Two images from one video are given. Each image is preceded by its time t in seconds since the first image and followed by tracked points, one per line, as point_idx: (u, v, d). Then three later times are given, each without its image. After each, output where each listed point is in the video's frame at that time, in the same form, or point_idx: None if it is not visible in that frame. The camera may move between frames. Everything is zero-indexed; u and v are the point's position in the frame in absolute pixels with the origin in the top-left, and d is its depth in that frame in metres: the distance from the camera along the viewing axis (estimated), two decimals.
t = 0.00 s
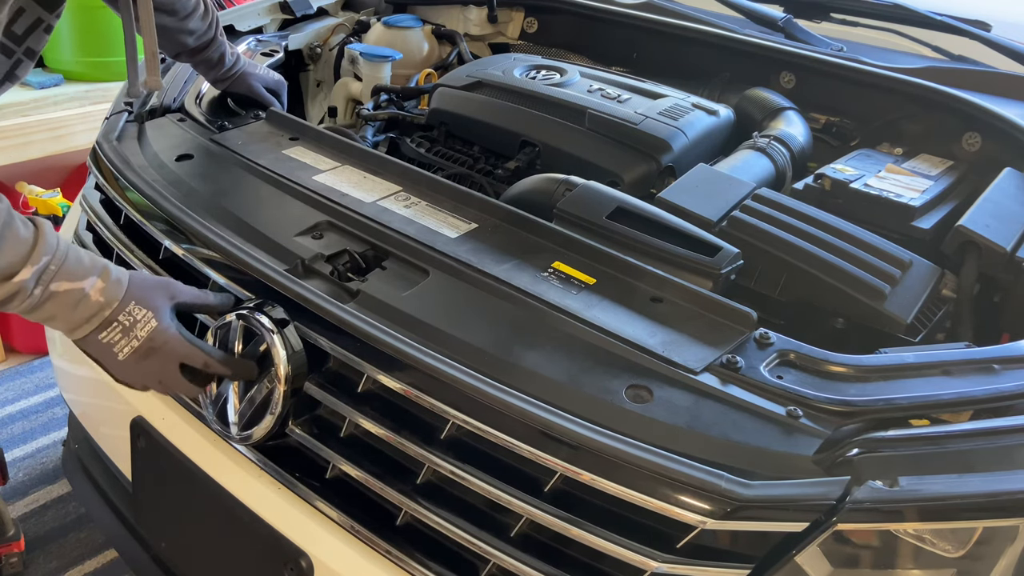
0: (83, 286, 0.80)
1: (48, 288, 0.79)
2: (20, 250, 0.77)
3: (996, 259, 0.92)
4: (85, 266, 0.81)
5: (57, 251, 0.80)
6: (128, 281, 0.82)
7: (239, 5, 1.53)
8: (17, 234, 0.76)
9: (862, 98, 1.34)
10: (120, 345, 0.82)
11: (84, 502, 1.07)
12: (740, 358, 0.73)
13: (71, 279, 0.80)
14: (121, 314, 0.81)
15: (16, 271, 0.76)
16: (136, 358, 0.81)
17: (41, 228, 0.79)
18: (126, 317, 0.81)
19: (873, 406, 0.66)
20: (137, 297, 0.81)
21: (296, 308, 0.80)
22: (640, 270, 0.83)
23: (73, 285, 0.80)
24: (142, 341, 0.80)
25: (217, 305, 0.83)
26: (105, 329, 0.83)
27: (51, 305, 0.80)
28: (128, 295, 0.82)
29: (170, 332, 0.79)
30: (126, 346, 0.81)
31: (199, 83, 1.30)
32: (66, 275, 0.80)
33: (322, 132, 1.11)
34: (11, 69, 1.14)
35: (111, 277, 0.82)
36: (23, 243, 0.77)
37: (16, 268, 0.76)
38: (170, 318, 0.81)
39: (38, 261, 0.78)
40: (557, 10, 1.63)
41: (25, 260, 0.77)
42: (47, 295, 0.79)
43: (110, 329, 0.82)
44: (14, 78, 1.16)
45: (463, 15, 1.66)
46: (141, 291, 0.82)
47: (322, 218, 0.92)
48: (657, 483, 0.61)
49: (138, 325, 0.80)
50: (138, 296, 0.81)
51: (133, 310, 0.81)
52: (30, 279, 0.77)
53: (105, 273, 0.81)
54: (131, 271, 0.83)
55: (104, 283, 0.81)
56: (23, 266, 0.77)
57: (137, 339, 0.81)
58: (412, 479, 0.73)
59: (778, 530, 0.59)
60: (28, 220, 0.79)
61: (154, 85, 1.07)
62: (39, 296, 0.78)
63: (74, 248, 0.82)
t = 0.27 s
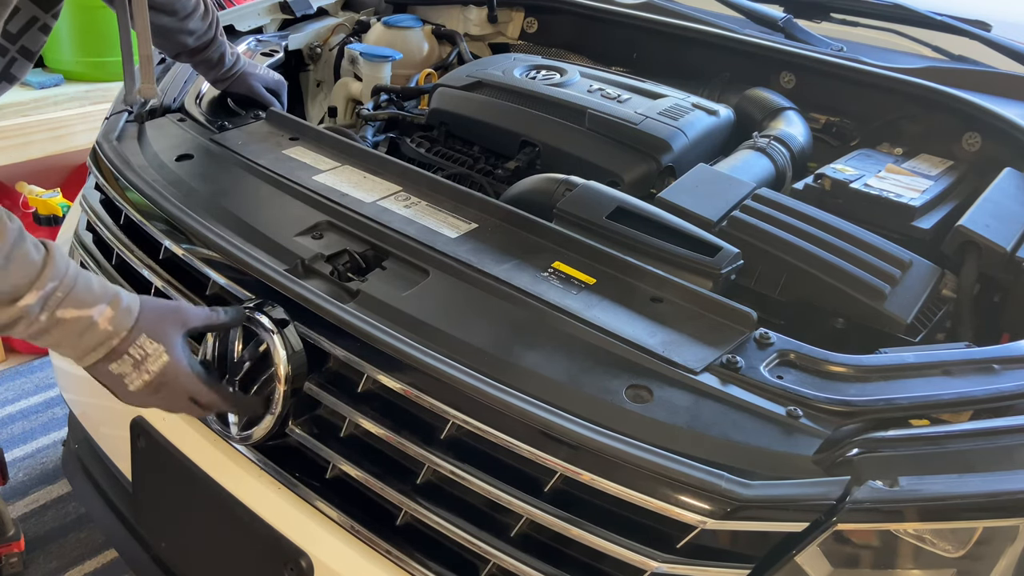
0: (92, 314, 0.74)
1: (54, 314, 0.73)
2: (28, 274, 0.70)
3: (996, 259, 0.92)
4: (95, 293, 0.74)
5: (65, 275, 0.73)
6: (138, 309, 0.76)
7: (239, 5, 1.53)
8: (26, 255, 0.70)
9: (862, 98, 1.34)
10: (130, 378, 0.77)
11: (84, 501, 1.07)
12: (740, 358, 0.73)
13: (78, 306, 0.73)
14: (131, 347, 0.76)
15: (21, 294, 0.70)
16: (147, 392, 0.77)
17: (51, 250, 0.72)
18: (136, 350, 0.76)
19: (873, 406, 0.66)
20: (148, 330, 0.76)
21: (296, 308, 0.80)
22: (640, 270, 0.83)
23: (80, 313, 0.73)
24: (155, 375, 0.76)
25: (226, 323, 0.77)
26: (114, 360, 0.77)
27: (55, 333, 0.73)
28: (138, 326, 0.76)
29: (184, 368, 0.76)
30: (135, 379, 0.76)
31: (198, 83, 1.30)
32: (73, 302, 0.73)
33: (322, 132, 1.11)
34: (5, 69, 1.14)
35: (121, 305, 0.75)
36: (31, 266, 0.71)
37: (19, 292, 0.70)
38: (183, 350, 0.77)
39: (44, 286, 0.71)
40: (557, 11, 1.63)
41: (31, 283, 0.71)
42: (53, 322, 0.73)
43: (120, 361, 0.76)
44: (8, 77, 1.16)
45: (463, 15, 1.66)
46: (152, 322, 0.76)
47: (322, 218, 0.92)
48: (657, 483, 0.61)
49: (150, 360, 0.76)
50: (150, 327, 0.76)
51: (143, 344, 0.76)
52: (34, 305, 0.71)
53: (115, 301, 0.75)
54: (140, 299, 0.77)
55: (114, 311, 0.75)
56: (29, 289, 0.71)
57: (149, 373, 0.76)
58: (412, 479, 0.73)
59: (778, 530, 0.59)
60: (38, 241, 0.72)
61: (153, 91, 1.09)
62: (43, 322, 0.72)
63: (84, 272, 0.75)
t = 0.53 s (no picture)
0: (78, 328, 0.78)
1: (39, 328, 0.77)
2: (18, 288, 0.74)
3: (996, 259, 0.92)
4: (81, 307, 0.79)
5: (54, 291, 0.77)
6: (123, 324, 0.81)
7: (239, 5, 1.53)
8: (18, 270, 0.74)
9: (863, 98, 1.34)
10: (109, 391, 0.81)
11: (84, 501, 1.07)
12: (740, 358, 0.73)
13: (65, 320, 0.78)
14: (112, 362, 0.80)
15: (9, 308, 0.74)
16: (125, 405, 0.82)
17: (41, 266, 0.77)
18: (117, 365, 0.80)
19: (873, 406, 0.66)
20: (132, 347, 0.80)
21: (296, 308, 0.80)
22: (640, 270, 0.83)
23: (66, 327, 0.78)
24: (134, 391, 0.81)
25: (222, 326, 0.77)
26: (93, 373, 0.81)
27: (40, 344, 0.78)
28: (121, 342, 0.80)
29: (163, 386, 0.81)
30: (115, 393, 0.81)
31: (198, 83, 1.30)
32: (60, 316, 0.77)
33: (322, 132, 1.11)
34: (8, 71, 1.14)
35: (107, 320, 0.80)
36: (21, 281, 0.75)
37: (8, 307, 0.74)
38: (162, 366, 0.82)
39: (32, 300, 0.75)
40: (557, 11, 1.63)
41: (21, 297, 0.75)
42: (38, 334, 0.77)
43: (99, 375, 0.81)
44: (11, 79, 1.16)
45: (463, 15, 1.66)
46: (134, 338, 0.81)
47: (322, 218, 0.92)
48: (657, 483, 0.61)
49: (131, 376, 0.81)
50: (132, 344, 0.81)
51: (126, 359, 0.80)
52: (22, 319, 0.75)
53: (101, 317, 0.80)
54: (126, 314, 0.82)
55: (99, 326, 0.79)
56: (16, 304, 0.74)
57: (128, 389, 0.81)
58: (413, 479, 0.73)
59: (778, 530, 0.59)
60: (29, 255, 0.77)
61: (150, 92, 1.09)
62: (28, 335, 0.76)
63: (71, 288, 0.79)
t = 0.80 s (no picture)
0: (68, 336, 0.81)
1: (30, 334, 0.80)
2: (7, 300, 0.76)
3: (996, 259, 0.92)
4: (74, 316, 0.81)
5: (46, 301, 0.79)
6: (116, 331, 0.83)
7: (239, 5, 1.53)
8: (6, 285, 0.76)
9: (863, 98, 1.34)
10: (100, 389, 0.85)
11: (84, 501, 1.07)
12: (740, 358, 0.73)
13: (56, 329, 0.80)
14: (102, 368, 0.83)
15: None
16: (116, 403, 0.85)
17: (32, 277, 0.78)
18: (106, 372, 0.83)
19: (873, 406, 0.66)
20: (121, 355, 0.82)
21: (296, 308, 0.80)
22: (640, 270, 0.83)
23: (58, 335, 0.80)
24: (122, 396, 0.84)
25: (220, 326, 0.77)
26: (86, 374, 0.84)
27: (33, 347, 0.81)
28: (110, 351, 0.82)
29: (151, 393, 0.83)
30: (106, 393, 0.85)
31: (198, 83, 1.30)
32: (49, 326, 0.80)
33: (322, 132, 1.11)
34: (9, 75, 1.14)
35: (98, 329, 0.82)
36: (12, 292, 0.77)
37: None
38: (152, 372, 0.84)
39: (22, 312, 0.78)
40: (557, 11, 1.63)
41: (11, 308, 0.77)
42: (29, 339, 0.80)
43: (91, 376, 0.84)
44: (12, 82, 1.16)
45: (463, 15, 1.66)
46: (126, 346, 0.83)
47: (322, 218, 0.92)
48: (657, 483, 0.61)
49: (119, 383, 0.83)
50: (121, 353, 0.82)
51: (115, 367, 0.82)
52: (11, 329, 0.78)
53: (93, 325, 0.82)
54: (119, 320, 0.83)
55: (90, 335, 0.82)
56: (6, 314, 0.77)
57: (116, 393, 0.84)
58: (412, 479, 0.73)
59: (778, 530, 0.59)
60: (24, 261, 0.79)
61: (151, 92, 1.08)
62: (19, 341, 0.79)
63: (66, 293, 0.81)
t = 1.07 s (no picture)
0: (66, 287, 0.84)
1: (28, 290, 0.83)
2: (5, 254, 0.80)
3: (996, 260, 0.92)
4: (69, 267, 0.85)
5: (40, 254, 0.83)
6: (110, 280, 0.86)
7: (239, 5, 1.53)
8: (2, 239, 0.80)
9: (863, 98, 1.34)
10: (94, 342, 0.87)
11: (85, 502, 1.07)
12: (740, 358, 0.73)
13: (53, 282, 0.84)
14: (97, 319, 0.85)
15: None
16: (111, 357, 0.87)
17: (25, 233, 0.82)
18: (101, 322, 0.85)
19: (873, 406, 0.66)
20: (115, 304, 0.85)
21: (296, 307, 0.80)
22: (640, 270, 0.83)
23: (56, 288, 0.84)
24: (117, 347, 0.85)
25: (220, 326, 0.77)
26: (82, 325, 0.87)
27: (33, 301, 0.84)
28: (106, 299, 0.85)
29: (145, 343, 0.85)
30: (99, 344, 0.87)
31: (198, 83, 1.30)
32: (46, 278, 0.83)
33: (322, 132, 1.11)
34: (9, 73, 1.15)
35: (94, 277, 0.86)
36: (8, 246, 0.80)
37: None
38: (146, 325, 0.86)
39: (20, 268, 0.81)
40: (558, 11, 1.63)
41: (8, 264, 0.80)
42: (28, 295, 0.83)
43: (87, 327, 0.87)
44: (10, 80, 1.16)
45: (463, 15, 1.66)
46: (120, 296, 0.85)
47: (322, 218, 0.92)
48: (657, 483, 0.61)
49: (115, 334, 0.85)
50: (116, 303, 0.85)
51: (109, 318, 0.85)
52: (11, 286, 0.81)
53: (87, 275, 0.85)
54: (112, 269, 0.87)
55: (86, 284, 0.85)
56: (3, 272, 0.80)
57: (111, 343, 0.85)
58: (412, 479, 0.73)
59: (778, 530, 0.59)
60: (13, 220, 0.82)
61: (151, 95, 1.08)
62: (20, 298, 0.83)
63: (59, 247, 0.85)
